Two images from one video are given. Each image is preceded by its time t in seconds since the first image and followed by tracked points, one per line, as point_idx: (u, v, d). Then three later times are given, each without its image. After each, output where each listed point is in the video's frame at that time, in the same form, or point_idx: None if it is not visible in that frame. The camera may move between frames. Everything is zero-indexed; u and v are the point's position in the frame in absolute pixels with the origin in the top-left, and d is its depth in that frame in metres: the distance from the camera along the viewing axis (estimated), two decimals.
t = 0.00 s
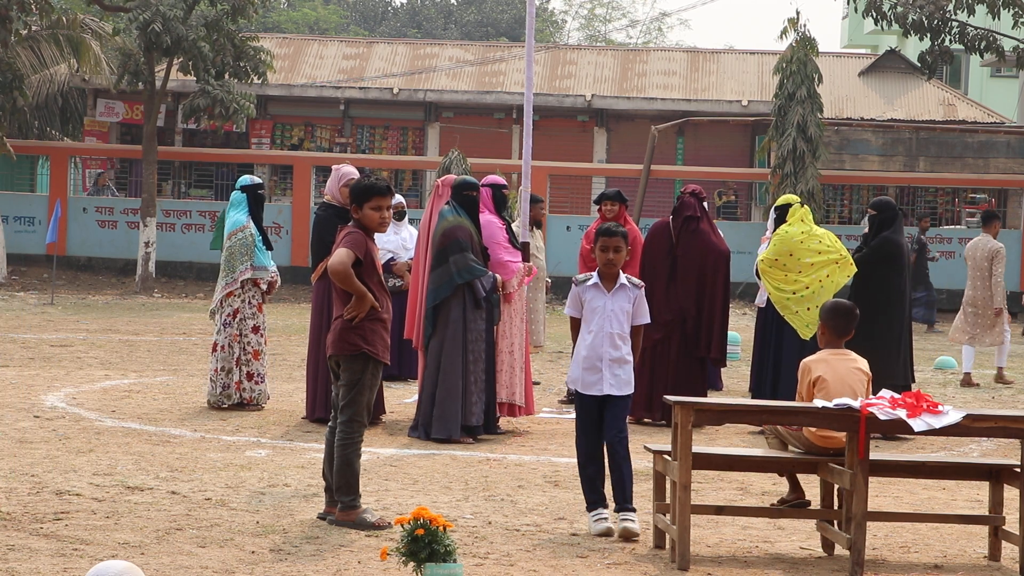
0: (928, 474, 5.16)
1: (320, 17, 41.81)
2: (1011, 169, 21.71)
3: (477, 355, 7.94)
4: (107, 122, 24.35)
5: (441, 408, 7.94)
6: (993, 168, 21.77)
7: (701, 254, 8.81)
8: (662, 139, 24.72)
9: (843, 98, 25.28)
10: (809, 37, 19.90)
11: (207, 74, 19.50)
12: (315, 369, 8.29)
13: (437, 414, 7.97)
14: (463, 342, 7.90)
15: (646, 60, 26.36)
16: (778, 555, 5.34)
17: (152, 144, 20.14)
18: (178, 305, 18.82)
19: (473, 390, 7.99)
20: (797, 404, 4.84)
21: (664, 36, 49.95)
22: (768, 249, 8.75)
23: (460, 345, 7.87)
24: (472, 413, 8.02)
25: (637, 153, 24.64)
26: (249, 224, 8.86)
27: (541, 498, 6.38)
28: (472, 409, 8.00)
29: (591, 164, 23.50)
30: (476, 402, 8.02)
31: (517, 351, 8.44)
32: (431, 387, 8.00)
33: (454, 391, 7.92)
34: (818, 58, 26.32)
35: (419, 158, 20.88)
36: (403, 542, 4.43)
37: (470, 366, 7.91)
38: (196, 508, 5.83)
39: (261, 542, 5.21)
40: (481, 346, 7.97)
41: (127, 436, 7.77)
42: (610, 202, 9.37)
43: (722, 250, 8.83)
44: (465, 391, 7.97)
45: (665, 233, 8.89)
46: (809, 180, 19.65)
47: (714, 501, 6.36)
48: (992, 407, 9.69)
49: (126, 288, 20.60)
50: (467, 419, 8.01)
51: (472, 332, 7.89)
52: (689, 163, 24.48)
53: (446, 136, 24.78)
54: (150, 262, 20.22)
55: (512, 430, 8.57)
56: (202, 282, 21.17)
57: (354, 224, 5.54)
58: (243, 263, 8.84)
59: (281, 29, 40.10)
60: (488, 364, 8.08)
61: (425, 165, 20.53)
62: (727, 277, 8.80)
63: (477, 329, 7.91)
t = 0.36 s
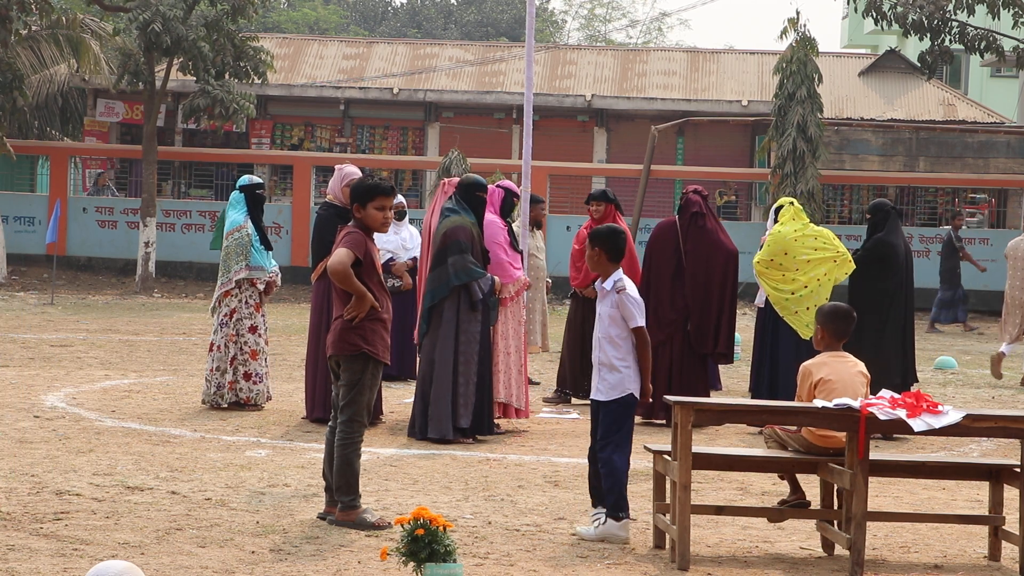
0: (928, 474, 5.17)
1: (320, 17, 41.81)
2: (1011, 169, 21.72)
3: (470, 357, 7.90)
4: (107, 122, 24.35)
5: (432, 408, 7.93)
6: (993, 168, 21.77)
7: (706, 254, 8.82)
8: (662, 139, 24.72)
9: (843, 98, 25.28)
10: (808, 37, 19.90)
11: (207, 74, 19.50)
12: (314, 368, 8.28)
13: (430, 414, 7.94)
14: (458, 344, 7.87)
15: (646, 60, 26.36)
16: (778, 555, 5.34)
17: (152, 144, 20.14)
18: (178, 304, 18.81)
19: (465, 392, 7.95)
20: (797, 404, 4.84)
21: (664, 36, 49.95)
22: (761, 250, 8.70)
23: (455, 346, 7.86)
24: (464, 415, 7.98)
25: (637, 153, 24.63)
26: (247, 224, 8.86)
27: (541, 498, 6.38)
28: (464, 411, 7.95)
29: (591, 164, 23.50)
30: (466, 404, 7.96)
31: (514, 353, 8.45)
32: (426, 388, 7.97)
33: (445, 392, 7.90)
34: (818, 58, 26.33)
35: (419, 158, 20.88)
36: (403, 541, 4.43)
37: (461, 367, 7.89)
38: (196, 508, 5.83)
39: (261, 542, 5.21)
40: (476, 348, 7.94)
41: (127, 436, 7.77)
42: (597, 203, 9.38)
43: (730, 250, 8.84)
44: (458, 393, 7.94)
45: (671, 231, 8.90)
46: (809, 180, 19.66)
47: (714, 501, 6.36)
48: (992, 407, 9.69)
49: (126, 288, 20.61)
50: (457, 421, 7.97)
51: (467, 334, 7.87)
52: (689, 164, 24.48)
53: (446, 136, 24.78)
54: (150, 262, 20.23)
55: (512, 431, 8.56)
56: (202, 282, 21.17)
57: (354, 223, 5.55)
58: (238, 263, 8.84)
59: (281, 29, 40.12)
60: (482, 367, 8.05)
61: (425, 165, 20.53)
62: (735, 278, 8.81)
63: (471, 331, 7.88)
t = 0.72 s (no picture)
0: (928, 474, 5.17)
1: (320, 17, 41.81)
2: (1011, 169, 21.71)
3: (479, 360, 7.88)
4: (107, 122, 24.36)
5: (433, 407, 7.92)
6: (993, 169, 21.76)
7: (712, 255, 8.78)
8: (662, 139, 24.71)
9: (843, 98, 25.28)
10: (808, 37, 19.88)
11: (207, 74, 19.50)
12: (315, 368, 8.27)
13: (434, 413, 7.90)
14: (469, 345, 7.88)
15: (646, 60, 26.36)
16: (778, 555, 5.34)
17: (152, 144, 20.14)
18: (178, 304, 18.82)
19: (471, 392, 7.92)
20: (797, 403, 4.84)
21: (664, 36, 49.95)
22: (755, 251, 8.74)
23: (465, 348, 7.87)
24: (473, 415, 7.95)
25: (637, 153, 24.63)
26: (248, 224, 8.82)
27: (541, 498, 6.38)
28: (466, 413, 7.91)
29: (591, 164, 23.50)
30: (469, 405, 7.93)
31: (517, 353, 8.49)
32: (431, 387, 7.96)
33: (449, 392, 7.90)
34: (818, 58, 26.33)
35: (419, 158, 20.87)
36: (403, 542, 4.43)
37: (469, 370, 7.87)
38: (196, 508, 5.83)
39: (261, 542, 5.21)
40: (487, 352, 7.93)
41: (127, 436, 7.77)
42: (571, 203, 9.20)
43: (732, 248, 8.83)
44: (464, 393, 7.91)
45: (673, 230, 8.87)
46: (809, 180, 19.66)
47: (714, 501, 6.36)
48: (991, 407, 9.68)
49: (126, 288, 20.61)
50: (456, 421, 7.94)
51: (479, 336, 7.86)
52: (689, 163, 24.48)
53: (446, 136, 24.77)
54: (150, 262, 20.23)
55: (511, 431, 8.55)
56: (202, 282, 21.17)
57: (354, 222, 5.56)
58: (237, 262, 8.83)
59: (281, 29, 40.13)
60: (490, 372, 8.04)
61: (425, 165, 20.52)
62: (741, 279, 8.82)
63: (484, 334, 7.87)
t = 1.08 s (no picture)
0: (928, 474, 5.17)
1: (320, 17, 41.81)
2: (1011, 169, 21.70)
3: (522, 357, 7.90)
4: (107, 122, 24.36)
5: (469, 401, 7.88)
6: (993, 168, 21.75)
7: (707, 247, 8.27)
8: (662, 139, 24.71)
9: (843, 98, 25.29)
10: (809, 37, 19.89)
11: (207, 74, 19.51)
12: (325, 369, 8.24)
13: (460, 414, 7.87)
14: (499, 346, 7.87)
15: (646, 60, 26.35)
16: (778, 555, 5.34)
17: (152, 144, 20.14)
18: (178, 304, 18.81)
19: (510, 392, 7.91)
20: (797, 403, 4.85)
21: (664, 36, 49.98)
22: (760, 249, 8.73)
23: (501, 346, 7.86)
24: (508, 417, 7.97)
25: (637, 153, 24.63)
26: (253, 224, 8.82)
27: (541, 498, 6.38)
28: (506, 409, 7.92)
29: (591, 164, 23.50)
30: (508, 401, 7.92)
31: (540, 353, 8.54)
32: (457, 387, 7.93)
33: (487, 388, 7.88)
34: (818, 58, 26.33)
35: (419, 158, 20.87)
36: (403, 542, 4.43)
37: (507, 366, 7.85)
38: (196, 508, 5.83)
39: (261, 542, 5.21)
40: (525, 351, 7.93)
41: (127, 436, 7.77)
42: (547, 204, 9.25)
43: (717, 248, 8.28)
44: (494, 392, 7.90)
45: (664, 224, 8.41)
46: (809, 180, 19.65)
47: (714, 501, 6.36)
48: (991, 408, 9.67)
49: (126, 288, 20.61)
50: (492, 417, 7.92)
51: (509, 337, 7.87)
52: (689, 164, 24.48)
53: (446, 136, 24.77)
54: (150, 262, 20.22)
55: (512, 431, 8.55)
56: (202, 282, 21.17)
57: (349, 221, 5.57)
58: (241, 262, 8.87)
59: (281, 29, 40.13)
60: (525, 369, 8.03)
61: (425, 165, 20.51)
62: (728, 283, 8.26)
63: (518, 335, 7.88)
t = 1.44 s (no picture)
0: (928, 474, 5.17)
1: (320, 17, 41.80)
2: (1011, 169, 21.70)
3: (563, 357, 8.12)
4: (107, 122, 24.37)
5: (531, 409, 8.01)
6: (993, 168, 21.74)
7: (704, 253, 8.00)
8: (662, 139, 24.71)
9: (843, 98, 25.29)
10: (809, 37, 19.88)
11: (207, 74, 19.52)
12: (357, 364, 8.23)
13: (508, 419, 8.00)
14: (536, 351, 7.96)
15: (646, 60, 26.35)
16: (778, 555, 5.34)
17: (152, 144, 20.14)
18: (178, 304, 18.82)
19: (564, 391, 8.11)
20: (798, 404, 4.85)
21: (664, 36, 49.98)
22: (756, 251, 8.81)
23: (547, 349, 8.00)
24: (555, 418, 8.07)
25: (638, 153, 24.63)
26: (263, 227, 8.92)
27: (541, 498, 6.38)
28: (569, 411, 8.11)
29: (591, 164, 23.50)
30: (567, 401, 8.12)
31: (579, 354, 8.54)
32: (495, 391, 8.03)
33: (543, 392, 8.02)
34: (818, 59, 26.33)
35: (419, 158, 20.88)
36: (403, 542, 4.43)
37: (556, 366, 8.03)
38: (196, 508, 5.83)
39: (261, 542, 5.21)
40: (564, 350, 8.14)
41: (127, 436, 7.77)
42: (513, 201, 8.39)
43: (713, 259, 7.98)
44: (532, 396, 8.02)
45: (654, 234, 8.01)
46: (809, 180, 19.70)
47: (714, 501, 6.36)
48: (992, 408, 9.67)
49: (126, 288, 20.62)
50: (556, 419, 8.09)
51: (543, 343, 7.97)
52: (689, 164, 24.48)
53: (446, 136, 24.77)
54: (150, 262, 20.23)
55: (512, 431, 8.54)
56: (202, 282, 21.18)
57: (347, 221, 5.57)
58: (253, 266, 8.87)
59: (281, 29, 40.13)
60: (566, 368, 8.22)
61: (425, 165, 20.52)
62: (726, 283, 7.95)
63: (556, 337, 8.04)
